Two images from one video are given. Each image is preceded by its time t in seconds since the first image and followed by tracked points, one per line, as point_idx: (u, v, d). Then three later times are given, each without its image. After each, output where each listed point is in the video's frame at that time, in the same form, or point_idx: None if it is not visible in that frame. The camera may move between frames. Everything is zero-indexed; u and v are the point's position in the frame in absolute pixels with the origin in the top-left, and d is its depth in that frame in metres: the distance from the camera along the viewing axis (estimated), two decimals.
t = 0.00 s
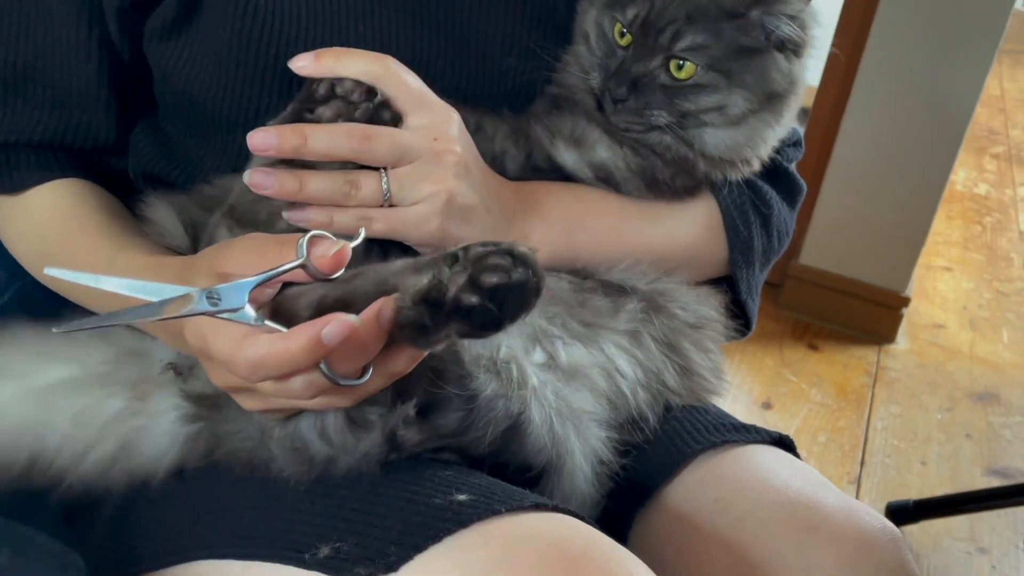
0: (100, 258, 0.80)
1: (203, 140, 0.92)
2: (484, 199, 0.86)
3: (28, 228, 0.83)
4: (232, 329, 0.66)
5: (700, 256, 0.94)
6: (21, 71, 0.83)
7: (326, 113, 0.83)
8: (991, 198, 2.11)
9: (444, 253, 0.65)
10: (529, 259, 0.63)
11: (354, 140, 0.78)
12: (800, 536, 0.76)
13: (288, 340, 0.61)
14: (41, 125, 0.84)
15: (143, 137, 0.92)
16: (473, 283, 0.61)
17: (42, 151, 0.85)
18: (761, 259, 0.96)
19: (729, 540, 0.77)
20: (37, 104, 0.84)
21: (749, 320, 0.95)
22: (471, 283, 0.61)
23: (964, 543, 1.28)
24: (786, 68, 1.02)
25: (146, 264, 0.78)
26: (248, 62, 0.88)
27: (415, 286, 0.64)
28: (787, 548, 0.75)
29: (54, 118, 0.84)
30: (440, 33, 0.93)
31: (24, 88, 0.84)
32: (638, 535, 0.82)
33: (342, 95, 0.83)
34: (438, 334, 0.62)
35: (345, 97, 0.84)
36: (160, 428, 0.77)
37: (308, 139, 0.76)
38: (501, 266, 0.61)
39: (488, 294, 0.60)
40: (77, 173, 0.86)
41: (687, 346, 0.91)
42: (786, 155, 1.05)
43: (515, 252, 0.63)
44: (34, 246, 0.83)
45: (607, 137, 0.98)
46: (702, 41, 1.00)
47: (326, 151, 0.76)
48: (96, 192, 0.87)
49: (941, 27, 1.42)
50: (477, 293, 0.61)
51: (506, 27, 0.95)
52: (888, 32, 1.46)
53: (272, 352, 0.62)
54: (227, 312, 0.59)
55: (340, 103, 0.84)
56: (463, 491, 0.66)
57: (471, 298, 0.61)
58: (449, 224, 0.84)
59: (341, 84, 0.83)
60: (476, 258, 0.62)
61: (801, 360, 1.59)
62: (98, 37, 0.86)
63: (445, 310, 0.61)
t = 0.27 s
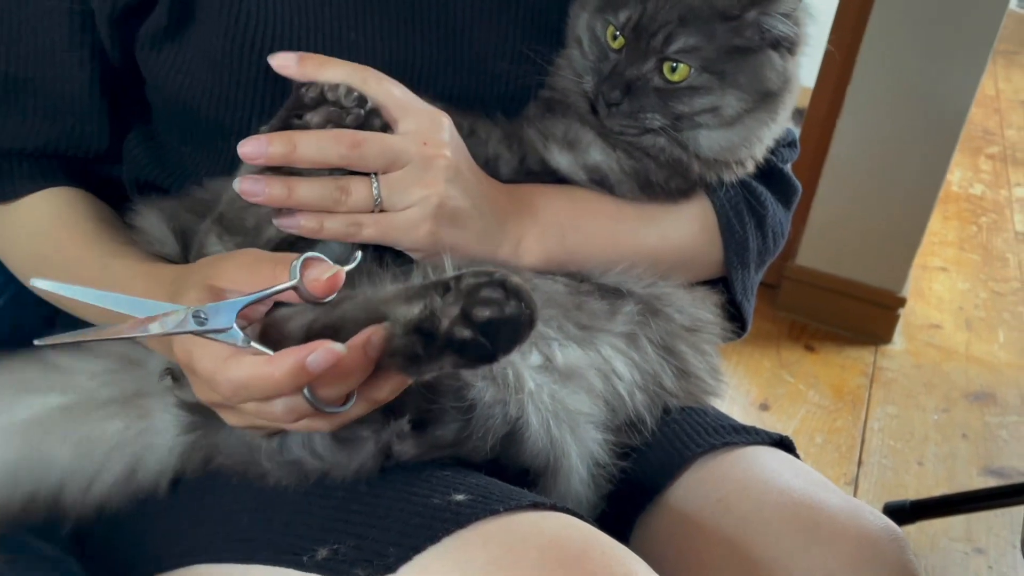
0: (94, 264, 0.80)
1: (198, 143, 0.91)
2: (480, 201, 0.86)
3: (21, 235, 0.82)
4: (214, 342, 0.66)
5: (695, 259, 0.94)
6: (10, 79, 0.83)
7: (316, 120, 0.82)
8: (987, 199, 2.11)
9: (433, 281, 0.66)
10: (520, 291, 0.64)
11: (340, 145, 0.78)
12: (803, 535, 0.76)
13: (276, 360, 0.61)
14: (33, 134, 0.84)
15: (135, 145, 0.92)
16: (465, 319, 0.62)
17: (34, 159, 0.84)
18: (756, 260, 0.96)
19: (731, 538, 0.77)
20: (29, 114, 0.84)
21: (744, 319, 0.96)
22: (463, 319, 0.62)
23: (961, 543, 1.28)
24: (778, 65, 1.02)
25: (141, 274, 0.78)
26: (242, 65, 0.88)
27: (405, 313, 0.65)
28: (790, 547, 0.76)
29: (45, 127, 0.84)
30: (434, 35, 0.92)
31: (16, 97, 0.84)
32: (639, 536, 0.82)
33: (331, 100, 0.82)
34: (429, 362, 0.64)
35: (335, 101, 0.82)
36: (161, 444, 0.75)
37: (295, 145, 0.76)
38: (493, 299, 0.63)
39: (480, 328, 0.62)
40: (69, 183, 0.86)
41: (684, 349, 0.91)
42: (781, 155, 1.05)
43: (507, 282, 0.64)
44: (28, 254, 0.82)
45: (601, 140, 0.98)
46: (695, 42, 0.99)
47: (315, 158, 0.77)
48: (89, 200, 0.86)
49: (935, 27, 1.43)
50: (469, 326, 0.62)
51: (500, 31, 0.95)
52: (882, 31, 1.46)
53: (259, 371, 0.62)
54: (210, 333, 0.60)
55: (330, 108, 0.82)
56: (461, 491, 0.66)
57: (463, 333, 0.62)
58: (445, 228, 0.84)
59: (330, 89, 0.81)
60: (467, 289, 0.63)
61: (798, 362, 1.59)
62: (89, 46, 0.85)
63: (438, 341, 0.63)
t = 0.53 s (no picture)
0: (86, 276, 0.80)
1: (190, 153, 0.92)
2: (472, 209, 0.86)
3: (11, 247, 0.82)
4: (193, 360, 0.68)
5: (686, 264, 0.94)
6: None
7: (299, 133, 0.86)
8: (983, 201, 2.11)
9: (432, 323, 0.69)
10: (518, 339, 0.66)
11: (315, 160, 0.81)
12: (804, 538, 0.76)
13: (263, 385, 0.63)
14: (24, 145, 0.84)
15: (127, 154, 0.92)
16: (463, 371, 0.65)
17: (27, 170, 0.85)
18: (750, 264, 0.97)
19: (734, 544, 0.77)
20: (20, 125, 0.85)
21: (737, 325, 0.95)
22: (461, 370, 0.65)
23: (959, 546, 1.28)
24: (769, 72, 1.02)
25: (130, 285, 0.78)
26: (234, 73, 0.88)
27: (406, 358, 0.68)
28: (793, 551, 0.76)
29: (36, 137, 0.85)
30: (424, 45, 0.93)
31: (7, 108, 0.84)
32: (639, 540, 0.83)
33: (317, 113, 0.85)
34: (427, 407, 0.67)
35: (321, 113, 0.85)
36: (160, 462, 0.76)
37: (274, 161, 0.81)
38: (490, 349, 0.65)
39: (478, 380, 0.65)
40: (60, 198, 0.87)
41: (681, 358, 0.90)
42: (775, 159, 1.06)
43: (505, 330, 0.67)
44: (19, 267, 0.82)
45: (595, 148, 0.97)
46: (688, 47, 0.99)
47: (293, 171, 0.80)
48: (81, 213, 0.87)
49: (929, 28, 1.43)
50: (467, 377, 0.65)
51: (491, 37, 0.95)
52: (877, 33, 1.46)
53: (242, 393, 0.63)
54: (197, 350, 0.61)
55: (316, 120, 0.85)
56: (459, 496, 0.66)
57: (461, 384, 0.65)
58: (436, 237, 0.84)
59: (314, 99, 0.85)
60: (464, 338, 0.66)
61: (795, 366, 1.59)
62: (78, 57, 0.86)
63: (438, 389, 0.66)
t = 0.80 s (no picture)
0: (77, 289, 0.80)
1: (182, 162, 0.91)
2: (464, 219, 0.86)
3: None
4: (123, 318, 0.64)
5: (682, 267, 0.94)
6: None
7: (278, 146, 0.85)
8: (979, 203, 2.11)
9: (436, 339, 0.70)
10: (525, 354, 0.66)
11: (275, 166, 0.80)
12: (804, 543, 0.75)
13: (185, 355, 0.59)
14: None
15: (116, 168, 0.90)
16: (470, 387, 0.65)
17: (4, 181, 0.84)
18: (746, 265, 0.96)
19: (734, 549, 0.77)
20: None
21: (733, 328, 0.94)
22: (467, 387, 0.65)
23: (957, 550, 1.27)
24: (761, 72, 1.01)
25: (87, 278, 0.73)
26: (229, 82, 0.88)
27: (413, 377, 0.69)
28: (793, 556, 0.75)
29: (10, 147, 0.83)
30: (416, 54, 0.93)
31: None
32: (638, 546, 0.82)
33: (295, 124, 0.84)
34: (432, 424, 0.66)
35: (299, 123, 0.85)
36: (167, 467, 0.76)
37: (236, 175, 0.80)
38: (497, 365, 0.65)
39: (487, 396, 0.65)
40: (36, 208, 0.85)
41: (675, 363, 0.91)
42: (769, 161, 1.06)
43: (513, 346, 0.66)
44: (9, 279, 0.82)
45: (588, 154, 0.98)
46: (679, 50, 0.99)
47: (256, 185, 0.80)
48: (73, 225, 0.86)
49: (924, 31, 1.43)
50: (476, 394, 0.65)
51: (482, 44, 0.96)
52: (872, 36, 1.46)
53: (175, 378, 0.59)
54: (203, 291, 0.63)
55: (296, 129, 0.85)
56: (457, 499, 0.66)
57: (468, 401, 0.65)
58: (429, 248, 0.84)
59: (292, 112, 0.84)
60: (469, 353, 0.66)
61: (793, 370, 1.59)
62: (62, 62, 0.84)
63: (444, 408, 0.66)
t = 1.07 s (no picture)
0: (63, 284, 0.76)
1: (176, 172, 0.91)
2: (453, 230, 0.87)
3: None
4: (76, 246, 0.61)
5: (684, 271, 0.95)
6: None
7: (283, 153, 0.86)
8: (976, 207, 2.11)
9: (445, 371, 0.69)
10: (538, 390, 0.67)
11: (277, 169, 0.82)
12: (800, 549, 0.76)
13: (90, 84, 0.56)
14: None
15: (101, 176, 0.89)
16: (485, 424, 0.65)
17: None
18: (745, 267, 0.97)
19: (730, 555, 0.77)
20: None
21: (733, 333, 0.95)
22: (482, 424, 0.65)
23: (955, 554, 1.27)
24: (756, 78, 1.00)
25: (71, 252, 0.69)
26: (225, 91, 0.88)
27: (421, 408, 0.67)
28: (788, 562, 0.75)
29: None
30: (414, 62, 0.93)
31: None
32: (635, 550, 0.83)
33: (302, 134, 0.85)
34: (443, 459, 0.66)
35: (306, 133, 0.85)
36: (142, 453, 0.71)
37: (242, 180, 0.83)
38: (510, 402, 0.66)
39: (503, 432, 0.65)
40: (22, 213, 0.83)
41: (677, 373, 0.89)
42: (764, 165, 1.06)
43: (529, 383, 0.67)
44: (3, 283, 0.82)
45: (586, 160, 0.97)
46: (675, 56, 0.98)
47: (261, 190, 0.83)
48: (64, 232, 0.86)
49: (919, 36, 1.43)
50: (490, 432, 0.65)
51: (477, 51, 0.96)
52: (867, 42, 1.47)
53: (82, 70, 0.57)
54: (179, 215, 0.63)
55: (302, 140, 0.86)
56: (452, 507, 0.66)
57: (483, 439, 0.65)
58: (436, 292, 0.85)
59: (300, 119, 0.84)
60: (480, 389, 0.66)
61: (790, 375, 1.59)
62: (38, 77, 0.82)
63: (457, 444, 0.65)
